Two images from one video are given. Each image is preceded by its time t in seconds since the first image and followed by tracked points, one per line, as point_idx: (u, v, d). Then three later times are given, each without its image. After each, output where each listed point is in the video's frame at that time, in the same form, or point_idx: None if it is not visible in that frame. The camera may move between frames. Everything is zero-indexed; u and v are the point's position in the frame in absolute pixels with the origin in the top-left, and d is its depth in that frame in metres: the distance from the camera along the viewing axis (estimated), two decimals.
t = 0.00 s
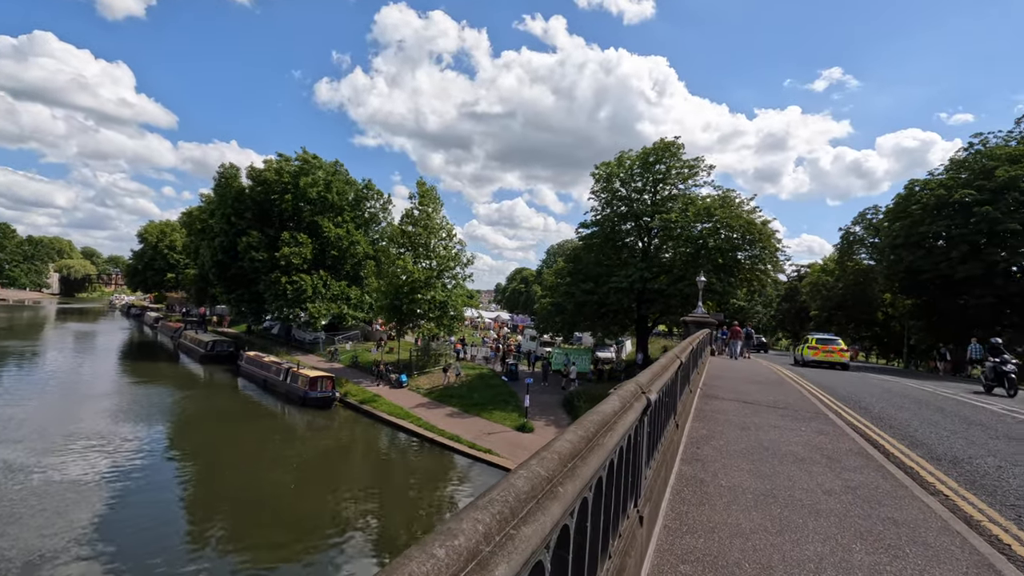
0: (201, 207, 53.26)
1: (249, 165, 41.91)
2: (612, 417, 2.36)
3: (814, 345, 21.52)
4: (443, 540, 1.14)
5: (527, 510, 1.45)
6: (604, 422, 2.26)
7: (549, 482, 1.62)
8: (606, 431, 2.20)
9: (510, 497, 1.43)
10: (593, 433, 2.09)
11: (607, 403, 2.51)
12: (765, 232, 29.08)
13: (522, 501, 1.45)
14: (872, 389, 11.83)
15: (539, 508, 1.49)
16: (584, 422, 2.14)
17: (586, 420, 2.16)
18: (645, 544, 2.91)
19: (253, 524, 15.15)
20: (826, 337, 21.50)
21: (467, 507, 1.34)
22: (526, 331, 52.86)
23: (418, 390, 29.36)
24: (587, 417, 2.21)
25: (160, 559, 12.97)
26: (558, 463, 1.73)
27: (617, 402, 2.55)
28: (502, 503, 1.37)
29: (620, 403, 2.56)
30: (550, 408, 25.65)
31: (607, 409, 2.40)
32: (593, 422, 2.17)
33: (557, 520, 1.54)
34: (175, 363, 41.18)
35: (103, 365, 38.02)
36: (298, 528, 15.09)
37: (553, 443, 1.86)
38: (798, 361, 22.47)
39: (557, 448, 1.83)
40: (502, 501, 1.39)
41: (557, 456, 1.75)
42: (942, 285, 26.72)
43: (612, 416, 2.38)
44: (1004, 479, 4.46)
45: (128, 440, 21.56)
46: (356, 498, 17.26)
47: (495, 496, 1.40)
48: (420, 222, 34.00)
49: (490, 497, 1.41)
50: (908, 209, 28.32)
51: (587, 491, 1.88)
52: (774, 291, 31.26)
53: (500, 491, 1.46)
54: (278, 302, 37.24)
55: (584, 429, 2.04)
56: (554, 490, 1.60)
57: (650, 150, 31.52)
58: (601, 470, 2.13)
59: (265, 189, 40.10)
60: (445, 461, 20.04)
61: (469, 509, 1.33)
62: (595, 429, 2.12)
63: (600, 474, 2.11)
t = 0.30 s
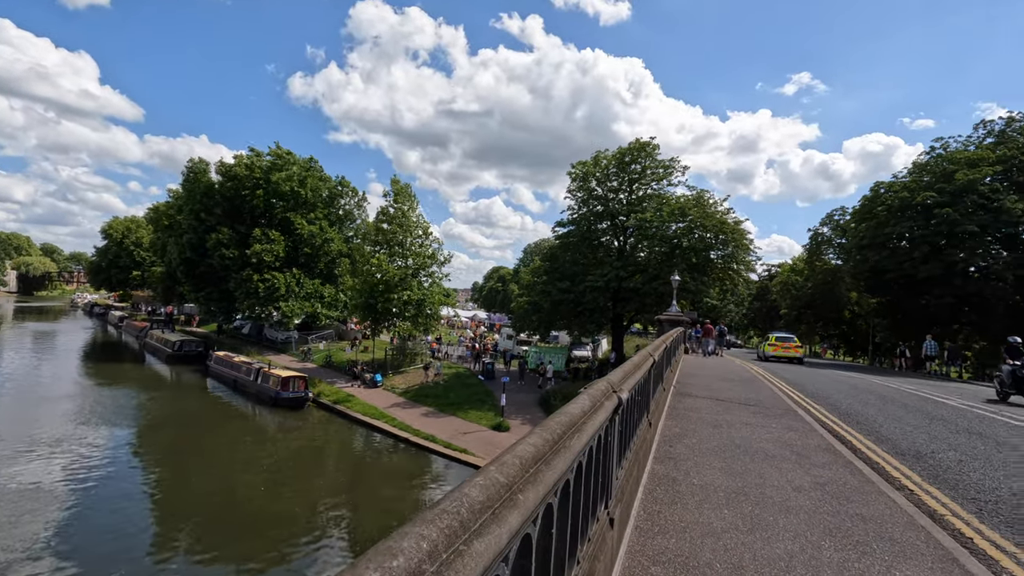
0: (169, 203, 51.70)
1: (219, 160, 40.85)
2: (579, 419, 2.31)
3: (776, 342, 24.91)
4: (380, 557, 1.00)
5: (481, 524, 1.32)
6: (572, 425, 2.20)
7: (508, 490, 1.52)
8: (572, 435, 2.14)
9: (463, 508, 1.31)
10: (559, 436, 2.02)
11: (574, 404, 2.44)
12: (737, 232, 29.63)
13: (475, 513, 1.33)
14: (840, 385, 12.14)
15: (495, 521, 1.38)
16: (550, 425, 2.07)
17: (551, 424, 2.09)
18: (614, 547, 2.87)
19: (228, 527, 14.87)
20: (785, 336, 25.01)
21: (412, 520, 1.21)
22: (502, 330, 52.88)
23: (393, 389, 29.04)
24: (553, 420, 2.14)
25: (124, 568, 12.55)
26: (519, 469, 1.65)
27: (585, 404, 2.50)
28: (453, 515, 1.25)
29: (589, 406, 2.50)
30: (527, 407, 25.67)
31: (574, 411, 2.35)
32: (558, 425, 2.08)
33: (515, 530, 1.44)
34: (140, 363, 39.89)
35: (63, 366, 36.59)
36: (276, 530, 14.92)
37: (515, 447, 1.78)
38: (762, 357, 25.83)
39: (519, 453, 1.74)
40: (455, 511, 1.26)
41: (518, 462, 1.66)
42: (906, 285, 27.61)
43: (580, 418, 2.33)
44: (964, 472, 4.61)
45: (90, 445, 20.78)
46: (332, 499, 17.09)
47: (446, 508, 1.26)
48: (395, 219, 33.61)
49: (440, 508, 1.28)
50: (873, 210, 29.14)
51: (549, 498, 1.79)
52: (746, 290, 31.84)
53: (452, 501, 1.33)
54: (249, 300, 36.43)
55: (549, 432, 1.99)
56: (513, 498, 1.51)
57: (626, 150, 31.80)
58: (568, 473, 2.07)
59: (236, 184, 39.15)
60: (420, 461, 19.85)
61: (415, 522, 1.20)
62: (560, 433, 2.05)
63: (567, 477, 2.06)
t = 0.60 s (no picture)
0: (121, 197, 49.43)
1: (176, 153, 39.29)
2: (537, 426, 2.15)
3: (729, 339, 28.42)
4: None
5: (418, 557, 1.10)
6: (529, 434, 2.03)
7: (452, 512, 1.31)
8: (528, 446, 1.96)
9: (393, 541, 1.07)
10: (513, 447, 1.85)
11: (534, 409, 2.30)
12: (702, 232, 30.29)
13: (412, 544, 1.11)
14: (799, 382, 12.50)
15: (436, 551, 1.15)
16: (504, 436, 1.88)
17: (505, 434, 1.91)
18: (576, 556, 2.79)
19: (186, 532, 14.37)
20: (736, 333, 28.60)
21: (329, 557, 0.96)
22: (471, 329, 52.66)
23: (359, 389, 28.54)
24: (508, 429, 1.95)
25: None
26: (467, 487, 1.44)
27: (545, 409, 2.37)
28: (385, 546, 1.02)
29: (549, 411, 2.36)
30: (496, 406, 25.63)
31: (532, 417, 2.20)
32: (514, 435, 1.92)
33: (461, 558, 1.23)
34: (90, 365, 38.03)
35: (5, 368, 34.63)
36: (238, 533, 14.53)
37: (463, 463, 1.57)
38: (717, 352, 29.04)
39: (468, 469, 1.53)
40: (388, 542, 1.04)
41: (466, 479, 1.46)
42: (860, 284, 28.69)
43: (538, 425, 2.18)
44: (916, 465, 4.80)
45: (35, 451, 19.69)
46: (296, 500, 16.77)
47: (373, 541, 1.03)
48: (361, 216, 33.02)
49: (367, 540, 1.05)
50: (830, 212, 30.20)
51: (501, 518, 1.60)
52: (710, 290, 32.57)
53: (382, 530, 1.10)
54: (208, 299, 35.23)
55: (504, 442, 1.81)
56: (458, 522, 1.30)
57: (594, 149, 32.09)
58: (522, 486, 1.89)
59: (193, 178, 37.77)
60: (387, 462, 19.55)
61: (334, 559, 0.96)
62: (515, 444, 1.88)
63: (523, 489, 1.89)
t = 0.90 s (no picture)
0: (66, 190, 46.79)
1: (126, 144, 37.42)
2: (492, 437, 2.01)
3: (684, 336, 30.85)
4: None
5: None
6: (481, 447, 1.88)
7: (386, 545, 1.13)
8: (480, 461, 1.80)
9: None
10: (462, 463, 1.69)
11: (489, 418, 2.17)
12: (665, 231, 30.89)
13: None
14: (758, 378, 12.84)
15: None
16: (456, 451, 1.72)
17: (456, 448, 1.75)
18: (536, 566, 2.71)
19: (136, 541, 13.77)
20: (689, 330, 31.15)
21: None
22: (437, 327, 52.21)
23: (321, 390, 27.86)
24: (459, 443, 1.79)
25: None
26: (405, 514, 1.26)
27: (501, 416, 2.25)
28: None
29: (503, 418, 2.24)
30: (462, 404, 25.47)
31: (488, 427, 2.06)
32: (466, 449, 1.76)
33: None
34: (31, 368, 35.88)
35: None
36: (189, 541, 13.94)
37: (403, 483, 1.39)
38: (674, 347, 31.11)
39: (410, 492, 1.36)
40: None
41: (405, 504, 1.28)
42: (815, 283, 29.75)
43: (492, 434, 2.04)
44: (869, 459, 4.97)
45: None
46: (255, 504, 16.31)
47: None
48: (324, 213, 32.23)
49: None
50: (787, 212, 31.21)
51: (448, 545, 1.44)
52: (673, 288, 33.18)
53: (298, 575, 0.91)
54: (161, 297, 33.77)
55: (453, 457, 1.65)
56: (392, 556, 1.12)
57: (560, 148, 32.24)
58: (474, 503, 1.74)
59: (145, 171, 36.08)
60: (350, 464, 19.16)
61: None
62: (466, 460, 1.71)
63: (477, 505, 1.76)
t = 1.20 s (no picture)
0: (11, 182, 44.33)
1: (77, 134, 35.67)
2: (444, 443, 1.92)
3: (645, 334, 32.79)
4: None
5: None
6: (430, 456, 1.78)
7: (306, 573, 1.01)
8: (427, 470, 1.71)
9: None
10: (405, 476, 1.58)
11: (441, 422, 2.08)
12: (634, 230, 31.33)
13: None
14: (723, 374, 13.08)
15: None
16: (400, 462, 1.61)
17: (402, 458, 1.64)
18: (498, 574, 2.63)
19: (88, 551, 13.18)
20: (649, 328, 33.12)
21: None
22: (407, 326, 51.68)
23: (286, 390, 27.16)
24: (404, 453, 1.69)
25: None
26: (332, 536, 1.15)
27: (455, 419, 2.16)
28: None
29: (457, 422, 2.15)
30: (431, 404, 25.22)
31: (440, 433, 1.97)
32: (410, 458, 1.66)
33: None
34: None
35: None
36: (145, 549, 13.46)
37: (334, 500, 1.28)
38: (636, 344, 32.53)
39: (340, 510, 1.25)
40: None
41: (332, 524, 1.18)
42: (777, 281, 30.57)
43: (443, 440, 1.95)
44: (830, 453, 5.08)
45: None
46: (216, 509, 15.81)
47: None
48: (289, 209, 31.40)
49: None
50: (751, 213, 32.00)
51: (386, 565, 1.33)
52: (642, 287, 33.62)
53: None
54: (115, 295, 32.36)
55: (395, 467, 1.55)
56: None
57: (531, 146, 32.28)
58: (421, 516, 1.64)
59: (97, 163, 34.48)
60: (316, 466, 18.75)
61: None
62: (411, 472, 1.61)
63: (424, 518, 1.67)
